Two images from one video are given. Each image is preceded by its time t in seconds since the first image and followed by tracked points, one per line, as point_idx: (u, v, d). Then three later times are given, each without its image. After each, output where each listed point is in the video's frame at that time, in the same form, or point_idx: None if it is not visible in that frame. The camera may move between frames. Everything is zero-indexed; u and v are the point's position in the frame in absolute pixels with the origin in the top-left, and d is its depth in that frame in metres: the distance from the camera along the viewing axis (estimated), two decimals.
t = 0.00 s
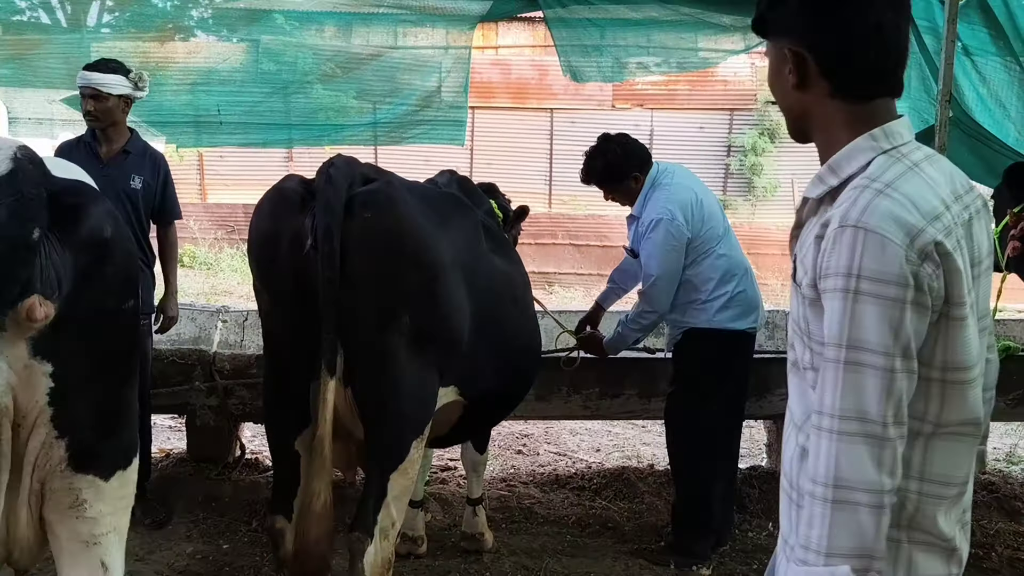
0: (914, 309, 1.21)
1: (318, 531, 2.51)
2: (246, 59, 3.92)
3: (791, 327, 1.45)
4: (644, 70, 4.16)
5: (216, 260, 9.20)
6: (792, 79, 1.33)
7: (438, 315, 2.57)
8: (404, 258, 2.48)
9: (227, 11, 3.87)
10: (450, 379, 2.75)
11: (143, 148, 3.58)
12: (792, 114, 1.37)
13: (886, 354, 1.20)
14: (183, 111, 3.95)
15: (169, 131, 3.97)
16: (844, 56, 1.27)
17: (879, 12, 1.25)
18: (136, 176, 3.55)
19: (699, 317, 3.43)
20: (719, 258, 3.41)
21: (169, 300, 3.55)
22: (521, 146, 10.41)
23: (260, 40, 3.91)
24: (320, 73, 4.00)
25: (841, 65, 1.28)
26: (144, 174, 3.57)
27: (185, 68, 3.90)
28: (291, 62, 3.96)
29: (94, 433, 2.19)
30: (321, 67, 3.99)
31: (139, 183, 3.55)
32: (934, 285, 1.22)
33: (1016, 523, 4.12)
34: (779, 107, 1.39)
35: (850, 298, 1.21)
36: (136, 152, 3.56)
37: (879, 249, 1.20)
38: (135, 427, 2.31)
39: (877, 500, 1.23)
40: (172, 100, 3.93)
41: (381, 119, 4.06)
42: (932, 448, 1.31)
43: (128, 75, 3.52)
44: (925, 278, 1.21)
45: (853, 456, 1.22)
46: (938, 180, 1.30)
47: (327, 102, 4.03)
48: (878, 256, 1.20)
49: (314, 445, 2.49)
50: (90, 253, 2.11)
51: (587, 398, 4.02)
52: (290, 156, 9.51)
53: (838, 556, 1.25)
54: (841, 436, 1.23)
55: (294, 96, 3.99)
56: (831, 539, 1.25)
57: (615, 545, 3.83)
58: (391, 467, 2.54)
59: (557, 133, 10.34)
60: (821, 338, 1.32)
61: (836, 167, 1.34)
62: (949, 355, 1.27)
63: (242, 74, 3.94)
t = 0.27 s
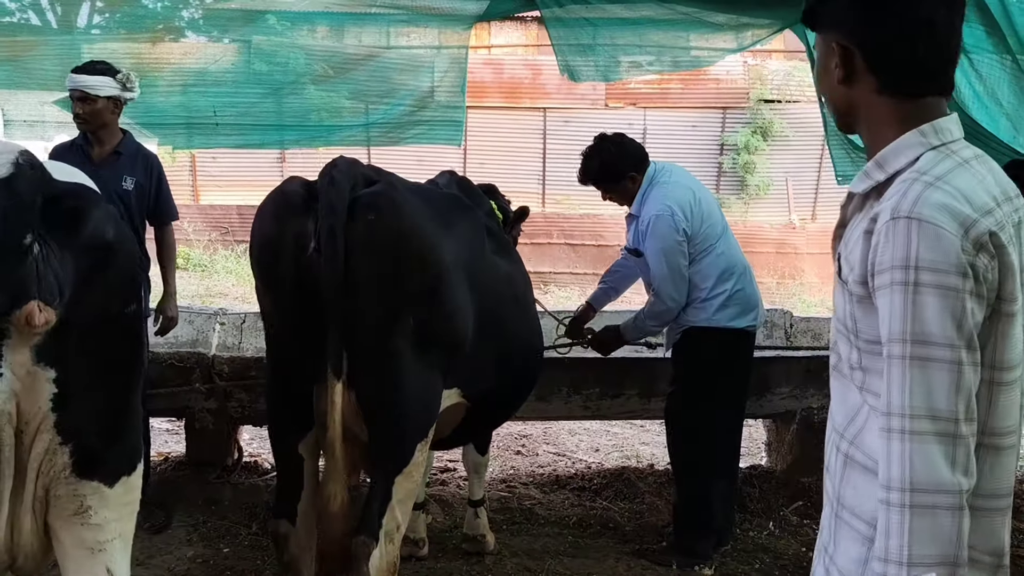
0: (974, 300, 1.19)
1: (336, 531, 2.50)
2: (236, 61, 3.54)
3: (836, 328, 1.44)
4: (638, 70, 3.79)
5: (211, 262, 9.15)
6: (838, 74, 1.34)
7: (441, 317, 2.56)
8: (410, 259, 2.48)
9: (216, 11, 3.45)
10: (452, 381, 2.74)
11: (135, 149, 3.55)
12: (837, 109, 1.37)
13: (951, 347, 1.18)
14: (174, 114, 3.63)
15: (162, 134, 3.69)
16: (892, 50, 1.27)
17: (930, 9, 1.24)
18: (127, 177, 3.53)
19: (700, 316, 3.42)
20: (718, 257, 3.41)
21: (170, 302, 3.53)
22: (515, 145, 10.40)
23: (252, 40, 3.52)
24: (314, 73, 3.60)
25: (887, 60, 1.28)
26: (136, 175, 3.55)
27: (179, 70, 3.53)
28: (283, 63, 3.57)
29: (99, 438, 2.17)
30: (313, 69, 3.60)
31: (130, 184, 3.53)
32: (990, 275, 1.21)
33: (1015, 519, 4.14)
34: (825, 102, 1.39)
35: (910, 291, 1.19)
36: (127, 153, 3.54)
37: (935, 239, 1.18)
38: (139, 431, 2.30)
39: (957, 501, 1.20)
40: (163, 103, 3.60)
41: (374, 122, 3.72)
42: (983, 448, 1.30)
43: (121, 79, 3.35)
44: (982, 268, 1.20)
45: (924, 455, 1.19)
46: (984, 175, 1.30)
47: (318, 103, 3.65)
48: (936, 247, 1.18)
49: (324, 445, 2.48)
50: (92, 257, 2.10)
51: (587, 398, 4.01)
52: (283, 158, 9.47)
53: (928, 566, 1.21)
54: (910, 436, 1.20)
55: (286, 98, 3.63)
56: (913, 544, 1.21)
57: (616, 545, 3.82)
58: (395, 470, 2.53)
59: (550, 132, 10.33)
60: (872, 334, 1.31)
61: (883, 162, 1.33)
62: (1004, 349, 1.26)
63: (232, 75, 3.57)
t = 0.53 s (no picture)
0: (993, 286, 1.20)
1: (333, 531, 2.48)
2: (223, 60, 3.51)
3: (854, 313, 1.45)
4: (624, 67, 3.79)
5: (199, 261, 9.09)
6: (860, 60, 1.34)
7: (436, 315, 2.55)
8: (405, 256, 2.46)
9: (203, 11, 3.40)
10: (447, 380, 2.73)
11: (114, 147, 3.71)
12: (859, 96, 1.37)
13: (962, 330, 1.19)
14: (159, 112, 3.62)
15: (147, 130, 3.69)
16: (915, 37, 1.27)
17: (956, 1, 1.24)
18: (107, 174, 3.69)
19: (691, 312, 3.43)
20: (709, 254, 3.41)
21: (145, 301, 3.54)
22: (503, 144, 10.40)
23: (237, 39, 3.49)
24: (302, 72, 3.59)
25: (911, 46, 1.28)
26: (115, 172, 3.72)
27: (167, 69, 3.50)
28: (270, 62, 3.55)
29: (93, 439, 2.16)
30: (301, 69, 3.58)
31: (110, 180, 3.70)
32: (1011, 260, 1.21)
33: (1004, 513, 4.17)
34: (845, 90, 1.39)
35: (923, 274, 1.20)
36: (107, 151, 3.69)
37: (952, 223, 1.19)
38: (135, 430, 2.29)
39: (948, 480, 1.21)
40: (148, 101, 3.59)
41: (360, 121, 3.70)
42: (1005, 435, 1.31)
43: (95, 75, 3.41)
44: (1002, 252, 1.20)
45: (925, 435, 1.21)
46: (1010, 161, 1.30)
47: (307, 102, 3.64)
48: (953, 230, 1.19)
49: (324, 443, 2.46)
50: (87, 255, 2.09)
51: (579, 396, 4.02)
52: (271, 157, 9.43)
53: (905, 532, 1.23)
54: (913, 414, 1.21)
55: (273, 98, 3.62)
56: (904, 518, 1.23)
57: (609, 544, 3.83)
58: (390, 468, 2.52)
59: (537, 131, 10.34)
60: (889, 319, 1.32)
61: (903, 147, 1.33)
62: None
63: (218, 74, 3.54)
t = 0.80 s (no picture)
0: (1002, 275, 1.20)
1: (326, 531, 2.48)
2: (213, 56, 3.49)
3: (858, 297, 1.46)
4: (614, 64, 3.78)
5: (189, 259, 9.04)
6: (876, 48, 1.34)
7: (433, 311, 2.54)
8: (402, 251, 2.45)
9: (192, 7, 3.39)
10: (444, 375, 2.73)
11: (100, 143, 3.77)
12: (874, 83, 1.37)
13: (967, 319, 1.19)
14: (149, 109, 3.57)
15: (136, 128, 3.62)
16: (932, 25, 1.27)
17: None
18: (92, 169, 3.74)
19: (684, 306, 3.44)
20: (703, 248, 3.42)
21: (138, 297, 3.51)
22: (494, 141, 10.39)
23: (227, 35, 3.47)
24: (292, 68, 3.57)
25: (927, 34, 1.28)
26: (100, 168, 3.76)
27: (154, 65, 3.48)
28: (260, 58, 3.54)
29: (89, 436, 2.14)
30: (291, 66, 3.57)
31: (95, 175, 3.75)
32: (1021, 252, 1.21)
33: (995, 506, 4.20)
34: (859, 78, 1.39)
35: (930, 260, 1.21)
36: (93, 146, 3.75)
37: (963, 211, 1.20)
38: (131, 427, 2.27)
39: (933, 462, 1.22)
40: (138, 97, 3.54)
41: (350, 117, 3.68)
42: (1007, 423, 1.32)
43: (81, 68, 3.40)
44: (1010, 243, 1.20)
45: (922, 418, 1.22)
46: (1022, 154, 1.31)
47: (297, 98, 3.63)
48: (963, 219, 1.19)
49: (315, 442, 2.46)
50: (82, 250, 2.07)
51: (573, 392, 4.02)
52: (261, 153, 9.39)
53: (887, 507, 1.25)
54: (910, 396, 1.22)
55: (264, 94, 3.59)
56: (892, 497, 1.25)
57: (604, 539, 3.83)
58: (387, 465, 2.52)
59: (528, 127, 10.33)
60: (895, 306, 1.33)
61: (916, 136, 1.34)
62: None
63: (208, 70, 3.51)
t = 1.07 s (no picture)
0: (998, 269, 1.21)
1: (310, 531, 2.45)
2: (199, 53, 3.47)
3: (857, 291, 1.46)
4: (602, 61, 3.77)
5: (177, 256, 8.98)
6: (878, 43, 1.34)
7: (426, 308, 2.53)
8: (396, 248, 2.44)
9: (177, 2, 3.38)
10: (438, 372, 2.73)
11: (85, 139, 3.85)
12: (875, 77, 1.38)
13: (965, 312, 1.20)
14: (136, 106, 3.55)
15: (122, 125, 3.60)
16: (936, 21, 1.28)
17: None
18: (81, 165, 3.83)
19: (676, 302, 3.46)
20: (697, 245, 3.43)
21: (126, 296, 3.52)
22: (483, 138, 10.38)
23: (214, 32, 3.45)
24: (279, 65, 3.55)
25: (931, 29, 1.28)
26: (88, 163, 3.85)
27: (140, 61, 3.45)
28: (247, 54, 3.51)
29: (82, 434, 2.13)
30: (278, 64, 3.55)
31: (84, 171, 3.84)
32: (1015, 246, 1.22)
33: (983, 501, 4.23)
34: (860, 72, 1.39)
35: (928, 255, 1.21)
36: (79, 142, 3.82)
37: (960, 206, 1.20)
38: (123, 425, 2.25)
39: (943, 458, 1.22)
40: (125, 93, 3.51)
41: (337, 114, 3.66)
42: (1001, 417, 1.33)
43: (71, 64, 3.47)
44: (1006, 238, 1.21)
45: (923, 412, 1.22)
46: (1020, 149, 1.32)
47: (286, 95, 3.61)
48: (960, 213, 1.20)
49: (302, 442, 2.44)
50: (74, 247, 2.05)
51: (565, 389, 4.02)
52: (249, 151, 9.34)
53: (899, 510, 1.25)
54: (910, 391, 1.23)
55: (251, 90, 3.57)
56: (898, 496, 1.25)
57: (596, 536, 3.83)
58: (381, 464, 2.51)
59: (516, 125, 10.33)
60: (893, 300, 1.33)
61: (914, 131, 1.35)
62: None
63: (195, 66, 3.49)
